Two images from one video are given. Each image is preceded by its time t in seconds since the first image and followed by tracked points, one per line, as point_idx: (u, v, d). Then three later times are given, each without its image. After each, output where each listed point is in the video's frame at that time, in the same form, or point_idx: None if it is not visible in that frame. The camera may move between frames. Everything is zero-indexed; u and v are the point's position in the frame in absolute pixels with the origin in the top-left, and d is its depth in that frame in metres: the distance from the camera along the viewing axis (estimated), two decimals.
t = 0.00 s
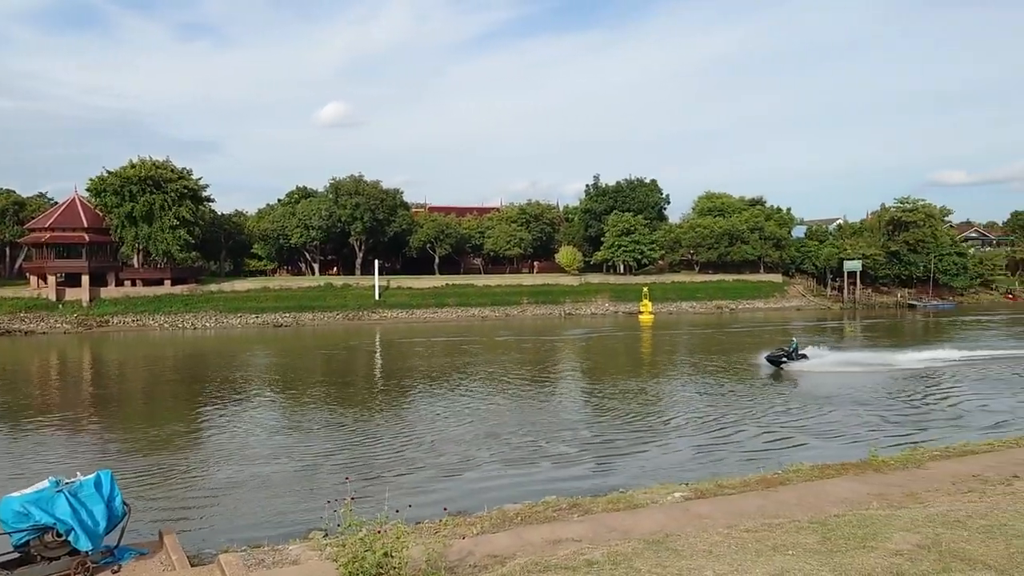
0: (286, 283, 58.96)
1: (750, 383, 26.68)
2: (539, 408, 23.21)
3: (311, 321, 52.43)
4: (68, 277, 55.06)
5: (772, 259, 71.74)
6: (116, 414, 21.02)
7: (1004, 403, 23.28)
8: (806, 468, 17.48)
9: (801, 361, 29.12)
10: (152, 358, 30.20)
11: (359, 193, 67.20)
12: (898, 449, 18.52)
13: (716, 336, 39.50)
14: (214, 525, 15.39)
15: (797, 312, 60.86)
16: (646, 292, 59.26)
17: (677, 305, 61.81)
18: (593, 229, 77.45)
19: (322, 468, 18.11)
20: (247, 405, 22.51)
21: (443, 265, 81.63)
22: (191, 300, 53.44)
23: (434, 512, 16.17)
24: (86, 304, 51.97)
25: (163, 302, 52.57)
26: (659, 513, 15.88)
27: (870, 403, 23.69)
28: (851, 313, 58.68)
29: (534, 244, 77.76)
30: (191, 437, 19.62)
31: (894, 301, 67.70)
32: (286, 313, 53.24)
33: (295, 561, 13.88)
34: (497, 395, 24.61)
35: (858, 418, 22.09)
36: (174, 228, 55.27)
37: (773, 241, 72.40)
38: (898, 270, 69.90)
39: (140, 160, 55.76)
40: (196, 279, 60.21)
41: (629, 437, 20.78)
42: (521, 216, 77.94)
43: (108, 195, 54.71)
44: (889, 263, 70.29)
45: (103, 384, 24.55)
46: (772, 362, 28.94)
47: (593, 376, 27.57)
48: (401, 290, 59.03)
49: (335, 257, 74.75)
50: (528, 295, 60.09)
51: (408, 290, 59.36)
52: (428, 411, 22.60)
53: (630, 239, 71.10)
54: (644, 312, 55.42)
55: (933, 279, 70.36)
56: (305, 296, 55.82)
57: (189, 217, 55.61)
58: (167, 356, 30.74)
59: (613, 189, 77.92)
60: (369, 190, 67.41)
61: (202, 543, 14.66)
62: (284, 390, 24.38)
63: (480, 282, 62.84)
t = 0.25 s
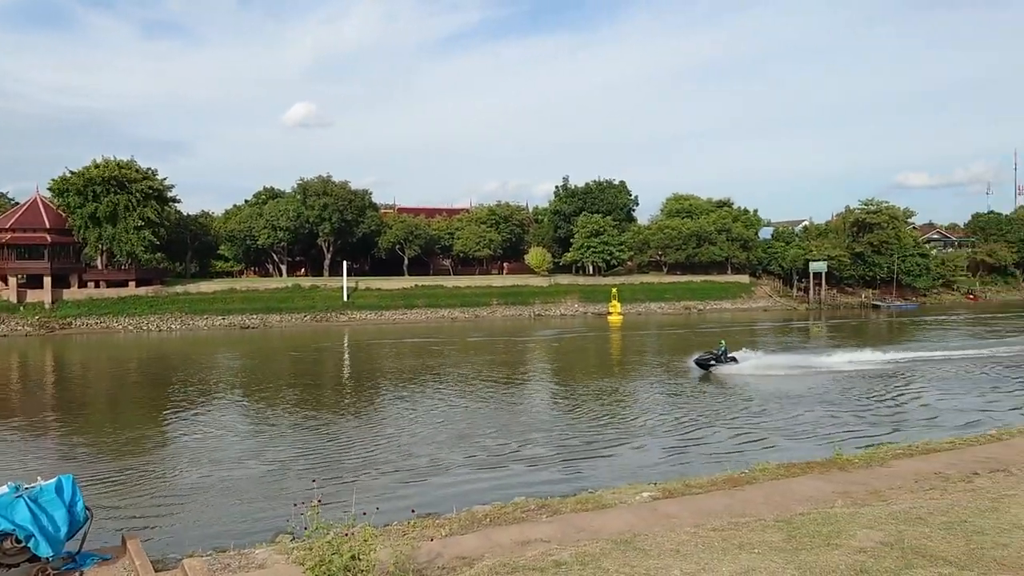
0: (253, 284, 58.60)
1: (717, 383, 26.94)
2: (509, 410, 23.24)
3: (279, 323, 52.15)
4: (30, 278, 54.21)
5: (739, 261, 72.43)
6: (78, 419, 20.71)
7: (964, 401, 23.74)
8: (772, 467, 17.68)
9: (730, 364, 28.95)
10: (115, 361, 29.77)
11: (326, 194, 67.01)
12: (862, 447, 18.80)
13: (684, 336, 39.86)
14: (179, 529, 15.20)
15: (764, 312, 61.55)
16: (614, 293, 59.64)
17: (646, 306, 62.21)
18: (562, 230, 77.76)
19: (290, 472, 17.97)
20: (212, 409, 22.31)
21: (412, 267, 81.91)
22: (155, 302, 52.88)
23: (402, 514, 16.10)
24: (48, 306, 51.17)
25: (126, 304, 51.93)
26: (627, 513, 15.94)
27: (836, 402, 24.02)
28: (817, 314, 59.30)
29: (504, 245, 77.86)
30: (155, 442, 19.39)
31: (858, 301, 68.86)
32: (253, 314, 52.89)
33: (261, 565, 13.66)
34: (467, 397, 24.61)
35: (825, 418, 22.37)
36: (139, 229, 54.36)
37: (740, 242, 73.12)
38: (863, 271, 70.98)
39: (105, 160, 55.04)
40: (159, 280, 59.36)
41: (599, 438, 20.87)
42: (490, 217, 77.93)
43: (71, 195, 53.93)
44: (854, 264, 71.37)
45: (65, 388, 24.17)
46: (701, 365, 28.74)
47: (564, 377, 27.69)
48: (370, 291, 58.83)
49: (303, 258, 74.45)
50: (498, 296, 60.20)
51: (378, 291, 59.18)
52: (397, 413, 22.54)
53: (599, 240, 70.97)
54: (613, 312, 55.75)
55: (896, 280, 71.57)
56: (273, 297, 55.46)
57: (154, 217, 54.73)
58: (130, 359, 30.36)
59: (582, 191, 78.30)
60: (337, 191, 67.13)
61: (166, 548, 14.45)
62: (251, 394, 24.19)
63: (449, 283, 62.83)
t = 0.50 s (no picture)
0: (225, 284, 58.27)
1: (692, 383, 27.14)
2: (484, 411, 23.25)
3: (251, 324, 51.87)
4: None
5: (712, 262, 72.86)
6: (48, 421, 20.49)
7: (934, 401, 24.07)
8: (745, 466, 17.83)
9: (666, 367, 28.60)
10: (85, 363, 29.43)
11: (300, 194, 66.34)
12: (833, 446, 18.99)
13: (658, 336, 40.06)
14: (150, 533, 15.02)
15: (737, 313, 62.00)
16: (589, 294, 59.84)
17: (621, 306, 62.47)
18: (537, 231, 77.99)
19: (263, 474, 17.86)
20: (185, 411, 22.16)
21: (386, 267, 81.89)
22: (126, 303, 52.34)
23: (376, 516, 16.05)
24: (16, 307, 50.58)
25: (95, 305, 51.32)
26: (601, 513, 15.97)
27: (810, 402, 24.25)
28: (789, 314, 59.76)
29: (479, 246, 77.80)
30: (126, 445, 19.23)
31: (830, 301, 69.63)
32: (226, 315, 52.55)
33: (233, 568, 13.45)
34: (442, 398, 24.61)
35: (799, 417, 22.56)
36: (109, 228, 54.12)
37: (713, 243, 73.39)
38: (834, 272, 71.71)
39: (75, 159, 54.19)
40: (132, 283, 58.45)
41: (574, 438, 20.94)
42: (465, 218, 77.81)
43: (39, 194, 53.12)
44: (826, 265, 72.12)
45: (34, 390, 23.90)
46: (639, 368, 28.38)
47: (539, 377, 27.76)
48: (344, 292, 58.56)
49: (276, 259, 74.10)
50: (473, 296, 60.19)
51: (352, 292, 58.91)
52: (371, 415, 22.50)
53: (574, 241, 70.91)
54: (588, 312, 55.89)
55: (867, 280, 72.38)
56: (245, 298, 55.09)
57: (125, 217, 54.53)
58: (100, 361, 30.07)
59: (557, 191, 78.48)
60: (310, 191, 66.62)
61: (136, 552, 14.27)
62: (225, 396, 24.05)
63: (424, 283, 62.69)
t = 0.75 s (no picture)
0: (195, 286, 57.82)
1: (665, 385, 27.28)
2: (459, 413, 23.21)
3: (222, 326, 51.53)
4: None
5: (684, 264, 73.30)
6: (15, 425, 20.19)
7: (902, 401, 24.42)
8: (717, 466, 17.94)
9: (599, 370, 28.22)
10: (53, 364, 29.08)
11: (272, 194, 65.78)
12: (803, 447, 19.18)
13: (632, 338, 40.28)
14: (117, 537, 14.80)
15: (708, 314, 62.57)
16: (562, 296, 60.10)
17: (594, 308, 62.80)
18: (510, 232, 78.01)
19: (233, 478, 17.69)
20: (155, 414, 21.93)
21: (359, 268, 81.66)
22: (94, 304, 51.70)
23: (347, 519, 15.94)
24: None
25: (63, 307, 50.56)
26: (573, 514, 15.98)
27: (782, 403, 24.48)
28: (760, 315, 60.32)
29: (452, 247, 77.82)
30: (95, 449, 18.99)
31: (801, 303, 70.46)
32: (197, 317, 52.14)
33: (202, 571, 13.19)
34: (415, 400, 24.53)
35: (771, 418, 22.73)
36: (77, 229, 53.30)
37: (685, 245, 73.89)
38: (804, 274, 72.62)
39: (41, 159, 53.89)
40: (98, 283, 57.80)
41: (547, 440, 20.96)
42: (438, 219, 77.82)
43: (5, 194, 52.37)
44: (796, 267, 72.93)
45: None
46: (571, 372, 27.74)
47: (514, 379, 27.80)
48: (316, 293, 58.31)
49: (247, 260, 73.68)
50: (446, 298, 60.17)
51: (324, 294, 58.67)
52: (345, 417, 22.39)
53: (547, 243, 71.42)
54: (561, 314, 56.15)
55: (837, 282, 73.38)
56: (216, 300, 54.61)
57: (93, 218, 53.85)
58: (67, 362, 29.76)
59: (531, 194, 78.81)
60: (282, 192, 66.12)
61: (104, 556, 14.03)
62: (195, 398, 23.86)
63: (397, 285, 62.48)
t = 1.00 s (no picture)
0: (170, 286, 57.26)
1: (644, 386, 27.40)
2: (437, 415, 23.17)
3: (197, 327, 51.18)
4: None
5: (662, 265, 73.58)
6: None
7: (877, 401, 24.70)
8: (693, 467, 18.07)
9: (537, 375, 27.70)
10: (24, 367, 28.73)
11: (248, 195, 65.85)
12: (779, 447, 19.34)
13: (610, 339, 40.42)
14: (90, 541, 14.63)
15: (685, 316, 62.94)
16: (540, 297, 60.27)
17: (572, 309, 63.01)
18: (489, 233, 78.23)
19: (209, 481, 17.56)
20: (131, 417, 21.75)
21: (337, 269, 81.27)
22: (67, 305, 51.08)
23: (324, 521, 15.86)
24: None
25: (36, 307, 49.87)
26: (550, 515, 15.99)
27: (760, 404, 24.67)
28: (736, 317, 60.74)
29: (430, 248, 77.74)
30: (68, 452, 18.79)
31: (776, 305, 71.07)
32: (171, 318, 51.74)
33: (175, 574, 13.03)
34: (394, 402, 24.49)
35: (749, 419, 22.89)
36: (50, 229, 52.71)
37: (663, 247, 74.36)
38: (780, 275, 73.24)
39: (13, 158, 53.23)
40: (73, 283, 57.83)
41: (525, 442, 20.99)
42: (416, 220, 77.72)
43: None
44: (773, 269, 73.47)
45: None
46: (509, 377, 27.18)
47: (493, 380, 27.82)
48: (293, 294, 58.01)
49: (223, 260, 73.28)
50: (425, 299, 60.12)
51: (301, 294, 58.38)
52: (323, 419, 22.32)
53: (525, 244, 71.89)
54: (539, 315, 56.31)
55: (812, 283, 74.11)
56: (191, 301, 54.14)
57: (66, 218, 53.33)
58: (39, 364, 29.43)
59: (509, 195, 78.92)
60: (259, 192, 66.09)
61: (76, 560, 13.86)
62: (172, 400, 23.70)
63: (374, 286, 62.28)
